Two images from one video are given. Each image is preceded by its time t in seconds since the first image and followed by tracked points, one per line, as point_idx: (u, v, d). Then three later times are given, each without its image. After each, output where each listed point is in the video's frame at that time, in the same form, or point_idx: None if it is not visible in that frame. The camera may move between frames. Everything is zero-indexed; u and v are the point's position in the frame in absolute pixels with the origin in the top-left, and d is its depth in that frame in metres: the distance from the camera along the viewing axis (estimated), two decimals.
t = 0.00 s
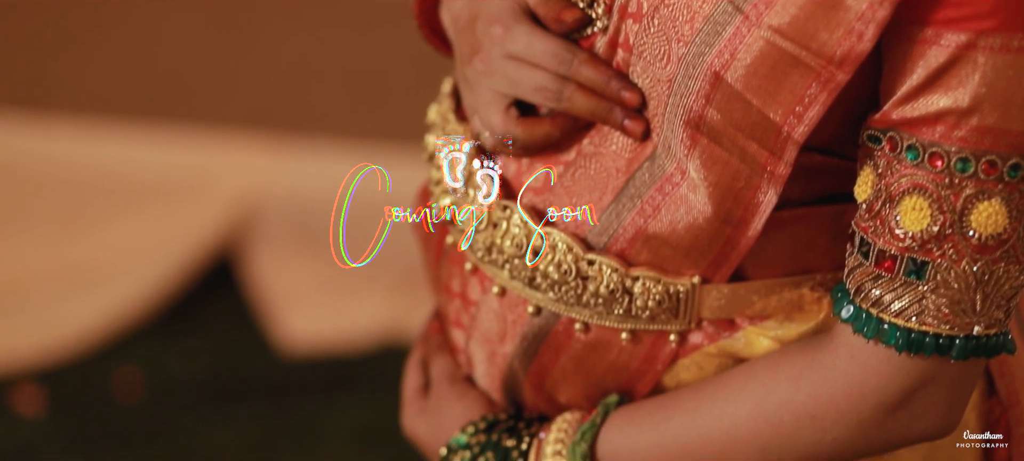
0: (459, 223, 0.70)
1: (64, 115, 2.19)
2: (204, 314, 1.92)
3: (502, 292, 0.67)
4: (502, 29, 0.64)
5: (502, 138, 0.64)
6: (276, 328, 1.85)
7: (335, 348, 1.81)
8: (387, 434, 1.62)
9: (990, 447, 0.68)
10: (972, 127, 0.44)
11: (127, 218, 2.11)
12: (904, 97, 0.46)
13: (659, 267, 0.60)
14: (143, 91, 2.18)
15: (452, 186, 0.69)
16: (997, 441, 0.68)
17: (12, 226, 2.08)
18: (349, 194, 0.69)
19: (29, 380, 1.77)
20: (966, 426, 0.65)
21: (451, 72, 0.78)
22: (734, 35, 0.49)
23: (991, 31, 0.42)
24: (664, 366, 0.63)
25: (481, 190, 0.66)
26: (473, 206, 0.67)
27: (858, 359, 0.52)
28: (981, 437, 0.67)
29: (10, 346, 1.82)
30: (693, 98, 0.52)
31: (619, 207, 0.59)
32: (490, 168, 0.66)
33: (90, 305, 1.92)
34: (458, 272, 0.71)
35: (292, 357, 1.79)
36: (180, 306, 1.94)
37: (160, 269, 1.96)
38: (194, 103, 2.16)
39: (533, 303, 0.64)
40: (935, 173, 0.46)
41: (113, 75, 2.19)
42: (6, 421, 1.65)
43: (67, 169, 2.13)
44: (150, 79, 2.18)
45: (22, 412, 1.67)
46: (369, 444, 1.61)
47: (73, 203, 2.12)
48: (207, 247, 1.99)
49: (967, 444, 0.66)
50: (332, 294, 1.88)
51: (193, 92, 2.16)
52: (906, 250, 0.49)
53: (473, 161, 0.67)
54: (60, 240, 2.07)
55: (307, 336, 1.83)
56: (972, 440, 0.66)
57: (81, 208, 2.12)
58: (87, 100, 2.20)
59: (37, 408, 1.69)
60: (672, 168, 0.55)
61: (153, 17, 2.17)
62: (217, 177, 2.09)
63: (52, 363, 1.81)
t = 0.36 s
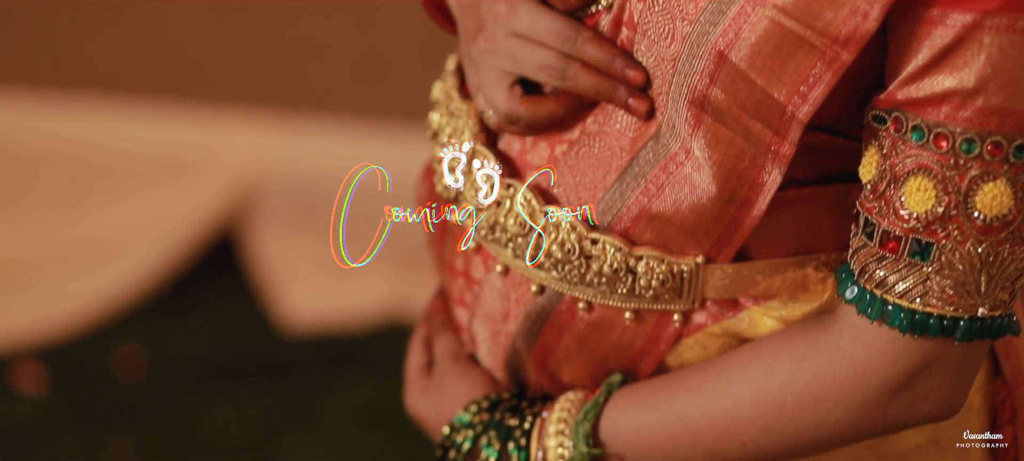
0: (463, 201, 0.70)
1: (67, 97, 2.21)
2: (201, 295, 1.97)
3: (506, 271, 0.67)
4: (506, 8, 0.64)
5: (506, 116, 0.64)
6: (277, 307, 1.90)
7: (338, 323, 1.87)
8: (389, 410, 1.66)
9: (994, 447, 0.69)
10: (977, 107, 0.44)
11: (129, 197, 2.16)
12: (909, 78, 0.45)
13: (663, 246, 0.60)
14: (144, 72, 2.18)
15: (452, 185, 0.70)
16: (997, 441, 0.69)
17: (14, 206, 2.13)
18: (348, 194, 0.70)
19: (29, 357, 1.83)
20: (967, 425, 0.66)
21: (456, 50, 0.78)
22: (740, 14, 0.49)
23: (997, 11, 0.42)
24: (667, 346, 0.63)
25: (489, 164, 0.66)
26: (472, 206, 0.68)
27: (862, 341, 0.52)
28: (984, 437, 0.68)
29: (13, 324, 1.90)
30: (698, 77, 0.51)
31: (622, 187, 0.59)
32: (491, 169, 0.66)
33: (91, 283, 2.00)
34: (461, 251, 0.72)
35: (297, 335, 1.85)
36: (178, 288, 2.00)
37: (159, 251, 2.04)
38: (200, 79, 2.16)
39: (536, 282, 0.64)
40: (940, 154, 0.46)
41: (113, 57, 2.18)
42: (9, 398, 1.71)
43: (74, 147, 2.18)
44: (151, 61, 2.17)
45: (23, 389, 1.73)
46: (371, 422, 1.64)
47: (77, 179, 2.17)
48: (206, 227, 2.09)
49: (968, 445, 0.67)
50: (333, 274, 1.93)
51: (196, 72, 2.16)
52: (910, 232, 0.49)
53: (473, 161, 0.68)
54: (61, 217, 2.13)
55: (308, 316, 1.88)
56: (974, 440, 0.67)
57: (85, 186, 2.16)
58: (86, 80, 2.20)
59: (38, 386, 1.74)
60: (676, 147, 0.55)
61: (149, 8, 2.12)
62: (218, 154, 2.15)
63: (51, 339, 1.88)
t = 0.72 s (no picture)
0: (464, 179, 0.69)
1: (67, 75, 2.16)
2: (201, 273, 2.09)
3: (507, 251, 0.66)
4: None
5: (508, 96, 0.64)
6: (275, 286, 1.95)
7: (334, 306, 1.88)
8: (388, 390, 1.78)
9: (996, 447, 0.69)
10: (981, 89, 0.44)
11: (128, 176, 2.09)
12: (912, 59, 0.45)
13: (664, 227, 0.59)
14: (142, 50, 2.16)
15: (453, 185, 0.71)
16: (998, 441, 0.69)
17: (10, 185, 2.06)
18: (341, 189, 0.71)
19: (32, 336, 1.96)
20: (967, 425, 0.67)
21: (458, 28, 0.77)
22: None
23: None
24: (669, 326, 0.63)
25: (491, 144, 0.66)
26: (472, 203, 0.69)
27: (864, 323, 0.52)
28: (985, 436, 0.68)
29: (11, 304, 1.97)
30: (700, 58, 0.51)
31: (625, 167, 0.58)
32: (490, 169, 0.66)
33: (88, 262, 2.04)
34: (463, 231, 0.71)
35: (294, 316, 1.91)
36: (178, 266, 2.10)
37: (157, 231, 2.06)
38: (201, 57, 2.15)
39: (538, 262, 0.64)
40: (943, 135, 0.46)
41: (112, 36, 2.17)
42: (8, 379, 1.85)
43: (70, 125, 2.06)
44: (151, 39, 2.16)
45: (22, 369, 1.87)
46: (369, 401, 1.77)
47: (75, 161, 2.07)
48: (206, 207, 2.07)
49: (968, 444, 0.67)
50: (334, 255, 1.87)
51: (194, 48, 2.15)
52: (912, 214, 0.48)
53: (473, 161, 0.67)
54: (62, 198, 2.08)
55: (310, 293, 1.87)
56: (974, 439, 0.67)
57: (83, 163, 2.07)
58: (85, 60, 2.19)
59: (38, 366, 1.87)
60: (679, 127, 0.55)
61: None
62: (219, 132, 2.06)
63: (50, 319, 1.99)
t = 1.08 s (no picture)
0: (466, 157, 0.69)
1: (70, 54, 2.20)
2: (203, 252, 2.03)
3: (509, 231, 0.66)
4: None
5: (511, 75, 0.63)
6: (278, 265, 1.93)
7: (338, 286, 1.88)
8: (389, 367, 1.73)
9: (994, 445, 0.69)
10: (985, 71, 0.44)
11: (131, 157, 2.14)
12: (916, 40, 0.46)
13: (667, 208, 0.59)
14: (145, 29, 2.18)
15: (453, 185, 0.72)
16: (996, 441, 0.69)
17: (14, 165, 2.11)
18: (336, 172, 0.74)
19: (30, 316, 1.88)
20: (967, 426, 0.67)
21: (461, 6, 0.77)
22: None
23: None
24: (671, 307, 0.63)
25: (494, 124, 0.66)
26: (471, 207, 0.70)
27: (867, 305, 0.52)
28: (985, 436, 0.68)
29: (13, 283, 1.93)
30: (703, 38, 0.52)
31: (628, 147, 0.58)
32: (491, 169, 0.66)
33: (90, 242, 2.01)
34: (465, 210, 0.71)
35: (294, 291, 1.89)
36: (179, 246, 2.04)
37: (160, 208, 2.04)
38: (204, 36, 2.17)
39: (539, 243, 0.64)
40: (946, 117, 0.46)
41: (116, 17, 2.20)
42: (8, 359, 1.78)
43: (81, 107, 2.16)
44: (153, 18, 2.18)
45: (23, 350, 1.80)
46: (377, 375, 1.73)
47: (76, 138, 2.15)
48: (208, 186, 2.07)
49: (968, 445, 0.67)
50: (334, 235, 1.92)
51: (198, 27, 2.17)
52: (916, 196, 0.49)
53: (472, 161, 0.68)
54: (64, 180, 2.11)
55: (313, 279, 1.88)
56: (974, 440, 0.67)
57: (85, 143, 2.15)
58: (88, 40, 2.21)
59: (38, 347, 1.81)
60: (682, 108, 0.55)
61: None
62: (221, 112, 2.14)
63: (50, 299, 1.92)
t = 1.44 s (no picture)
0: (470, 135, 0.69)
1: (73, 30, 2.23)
2: (203, 231, 2.13)
3: (512, 209, 0.66)
4: None
5: (515, 53, 0.63)
6: (278, 246, 2.00)
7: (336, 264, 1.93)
8: (389, 349, 1.80)
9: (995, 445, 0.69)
10: (991, 51, 0.45)
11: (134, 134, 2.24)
12: (923, 19, 0.46)
13: (671, 186, 0.59)
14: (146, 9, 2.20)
15: (453, 185, 0.73)
16: (997, 441, 0.69)
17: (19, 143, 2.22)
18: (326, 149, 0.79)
19: (33, 294, 1.98)
20: (968, 419, 0.67)
21: None
22: None
23: None
24: (675, 287, 0.63)
25: (498, 102, 0.65)
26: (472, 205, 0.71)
27: (872, 285, 0.52)
28: (985, 436, 0.68)
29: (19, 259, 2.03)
30: (708, 17, 0.52)
31: (632, 125, 0.58)
32: (490, 168, 0.67)
33: (92, 221, 2.12)
34: (469, 189, 0.71)
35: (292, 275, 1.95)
36: (178, 225, 2.15)
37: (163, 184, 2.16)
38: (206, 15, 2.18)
39: (543, 221, 0.64)
40: (952, 97, 0.46)
41: None
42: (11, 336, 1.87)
43: (86, 84, 2.22)
44: None
45: (25, 328, 1.89)
46: (378, 358, 1.79)
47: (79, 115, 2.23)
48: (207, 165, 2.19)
49: (968, 445, 0.67)
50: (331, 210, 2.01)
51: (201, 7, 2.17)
52: (921, 177, 0.49)
53: (472, 160, 0.69)
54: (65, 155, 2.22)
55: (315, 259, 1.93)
56: (974, 440, 0.67)
57: (95, 119, 2.24)
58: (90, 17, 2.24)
59: (38, 325, 1.90)
60: (687, 86, 0.55)
61: None
62: (223, 89, 2.20)
63: (50, 276, 2.02)
